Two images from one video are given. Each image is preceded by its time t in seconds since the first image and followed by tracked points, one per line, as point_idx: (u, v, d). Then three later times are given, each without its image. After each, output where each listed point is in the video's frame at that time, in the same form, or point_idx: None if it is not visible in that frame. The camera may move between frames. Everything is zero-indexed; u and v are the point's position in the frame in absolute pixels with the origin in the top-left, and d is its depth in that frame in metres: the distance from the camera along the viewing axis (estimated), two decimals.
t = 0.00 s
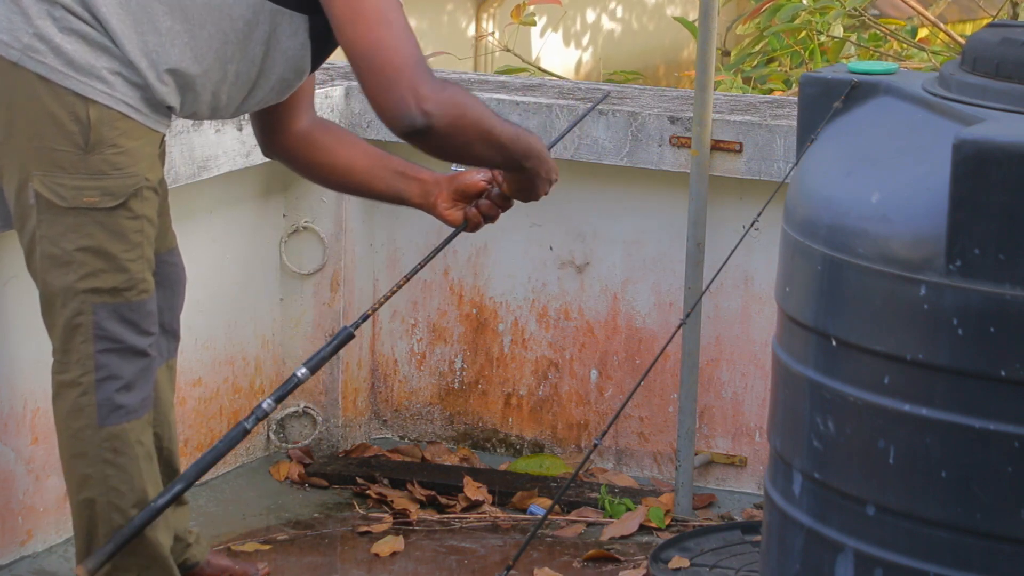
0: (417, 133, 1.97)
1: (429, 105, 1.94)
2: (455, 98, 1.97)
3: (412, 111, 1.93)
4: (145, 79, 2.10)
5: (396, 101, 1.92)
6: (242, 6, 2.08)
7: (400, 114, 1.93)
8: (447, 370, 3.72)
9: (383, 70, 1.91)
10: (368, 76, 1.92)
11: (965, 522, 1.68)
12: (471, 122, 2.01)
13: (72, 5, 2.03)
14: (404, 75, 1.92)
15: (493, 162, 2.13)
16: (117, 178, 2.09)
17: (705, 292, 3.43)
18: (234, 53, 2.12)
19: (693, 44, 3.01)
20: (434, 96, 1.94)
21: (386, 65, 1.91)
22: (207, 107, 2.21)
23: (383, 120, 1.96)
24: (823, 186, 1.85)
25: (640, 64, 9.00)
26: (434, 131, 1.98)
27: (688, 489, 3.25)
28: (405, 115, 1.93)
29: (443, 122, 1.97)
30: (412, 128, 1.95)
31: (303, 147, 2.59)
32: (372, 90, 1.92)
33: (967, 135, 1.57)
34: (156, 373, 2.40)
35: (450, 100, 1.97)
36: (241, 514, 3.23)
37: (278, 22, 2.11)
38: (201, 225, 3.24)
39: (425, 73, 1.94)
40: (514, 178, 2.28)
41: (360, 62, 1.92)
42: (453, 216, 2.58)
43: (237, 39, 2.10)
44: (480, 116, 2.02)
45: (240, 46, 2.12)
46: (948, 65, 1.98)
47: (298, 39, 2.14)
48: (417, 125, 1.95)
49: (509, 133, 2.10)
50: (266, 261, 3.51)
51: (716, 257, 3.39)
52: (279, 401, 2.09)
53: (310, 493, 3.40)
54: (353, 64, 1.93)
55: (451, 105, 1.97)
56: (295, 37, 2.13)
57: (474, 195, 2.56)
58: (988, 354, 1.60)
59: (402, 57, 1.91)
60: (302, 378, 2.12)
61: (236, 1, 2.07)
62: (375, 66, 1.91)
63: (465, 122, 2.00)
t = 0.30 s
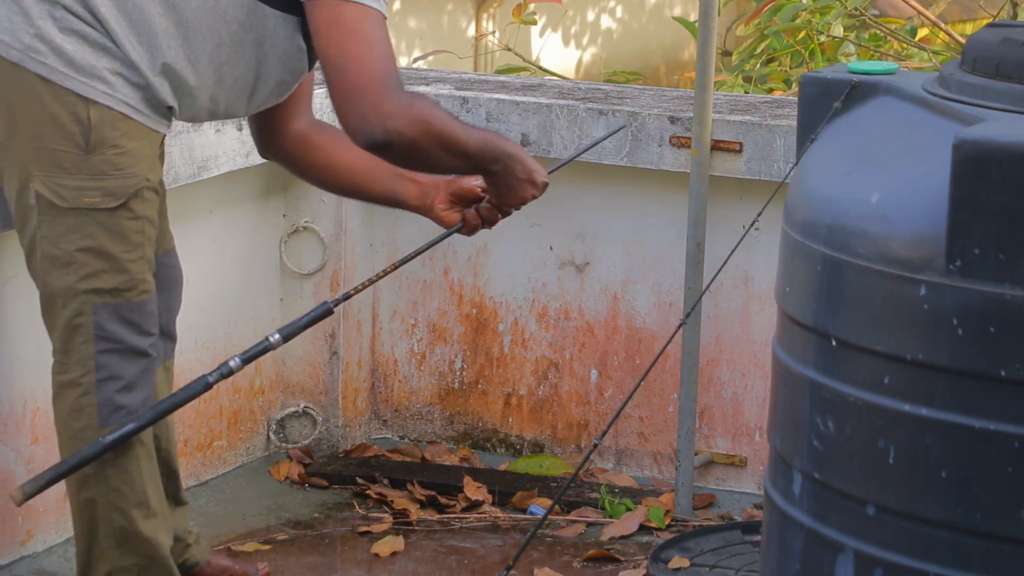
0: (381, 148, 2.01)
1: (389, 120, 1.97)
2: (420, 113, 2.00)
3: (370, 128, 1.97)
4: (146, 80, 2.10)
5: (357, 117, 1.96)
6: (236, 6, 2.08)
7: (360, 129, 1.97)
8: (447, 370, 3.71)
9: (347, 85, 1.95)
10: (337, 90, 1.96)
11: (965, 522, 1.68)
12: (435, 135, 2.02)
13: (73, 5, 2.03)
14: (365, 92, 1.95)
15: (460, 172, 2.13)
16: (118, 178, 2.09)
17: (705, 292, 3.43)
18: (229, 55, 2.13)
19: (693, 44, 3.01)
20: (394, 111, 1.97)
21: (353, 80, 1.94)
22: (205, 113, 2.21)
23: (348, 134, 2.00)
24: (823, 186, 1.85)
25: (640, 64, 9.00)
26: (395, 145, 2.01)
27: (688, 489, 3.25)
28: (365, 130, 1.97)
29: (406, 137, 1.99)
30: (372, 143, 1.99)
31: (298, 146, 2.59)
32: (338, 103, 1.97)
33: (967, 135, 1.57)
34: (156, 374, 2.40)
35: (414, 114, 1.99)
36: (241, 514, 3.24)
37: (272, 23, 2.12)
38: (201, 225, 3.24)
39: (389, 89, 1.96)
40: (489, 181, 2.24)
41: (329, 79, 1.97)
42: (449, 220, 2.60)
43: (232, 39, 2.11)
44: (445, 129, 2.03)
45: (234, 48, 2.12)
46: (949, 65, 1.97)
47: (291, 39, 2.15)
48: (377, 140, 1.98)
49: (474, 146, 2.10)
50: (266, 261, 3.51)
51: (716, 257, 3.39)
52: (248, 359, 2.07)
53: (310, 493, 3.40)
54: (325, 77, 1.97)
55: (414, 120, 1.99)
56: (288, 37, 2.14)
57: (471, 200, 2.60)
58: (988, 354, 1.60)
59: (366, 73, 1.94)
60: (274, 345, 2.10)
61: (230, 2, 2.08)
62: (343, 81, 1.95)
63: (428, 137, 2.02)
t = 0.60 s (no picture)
0: (459, 112, 2.04)
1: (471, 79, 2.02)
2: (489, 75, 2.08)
3: (459, 85, 2.00)
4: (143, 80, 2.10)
5: (440, 76, 1.99)
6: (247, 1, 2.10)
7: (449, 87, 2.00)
8: (448, 370, 3.71)
9: (422, 48, 1.97)
10: (408, 58, 1.97)
11: (965, 522, 1.68)
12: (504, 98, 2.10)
13: (69, 6, 2.03)
14: (441, 52, 1.99)
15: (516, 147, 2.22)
16: (115, 179, 2.09)
17: (705, 292, 3.43)
18: (237, 49, 2.14)
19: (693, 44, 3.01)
20: (472, 69, 2.03)
21: (415, 48, 1.97)
22: (210, 100, 2.22)
23: (428, 102, 2.01)
24: (823, 186, 1.85)
25: (640, 64, 9.00)
26: (477, 109, 2.05)
27: (688, 489, 3.24)
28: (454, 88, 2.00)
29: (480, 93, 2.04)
30: (458, 104, 2.02)
31: (293, 146, 2.59)
32: (414, 70, 1.98)
33: (966, 135, 1.56)
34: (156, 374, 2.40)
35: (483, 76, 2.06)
36: (241, 514, 3.24)
37: (283, 16, 2.14)
38: (201, 225, 3.24)
39: (457, 50, 2.02)
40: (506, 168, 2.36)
41: (397, 50, 1.97)
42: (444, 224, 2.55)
43: (241, 34, 2.12)
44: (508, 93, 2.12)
45: (244, 42, 2.14)
46: (948, 65, 1.97)
47: (301, 31, 2.17)
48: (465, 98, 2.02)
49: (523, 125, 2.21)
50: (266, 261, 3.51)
51: (717, 257, 3.39)
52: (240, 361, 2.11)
53: (310, 493, 3.40)
54: (389, 49, 1.97)
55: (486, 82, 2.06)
56: (299, 30, 2.16)
57: (467, 204, 2.55)
58: (988, 354, 1.60)
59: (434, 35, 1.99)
60: (267, 345, 2.12)
61: None
62: (406, 52, 1.97)
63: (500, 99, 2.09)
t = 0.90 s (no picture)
0: (394, 144, 2.00)
1: (409, 115, 1.97)
2: (437, 111, 2.01)
3: (391, 120, 1.96)
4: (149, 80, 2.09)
5: (374, 109, 1.95)
6: (240, 7, 2.10)
7: (378, 122, 1.96)
8: (448, 370, 3.71)
9: (364, 77, 1.94)
10: (350, 83, 1.95)
11: (965, 522, 1.68)
12: (449, 133, 2.04)
13: (74, 6, 2.03)
14: (384, 85, 1.95)
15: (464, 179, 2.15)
16: (120, 179, 2.09)
17: (705, 292, 3.43)
18: (232, 55, 2.14)
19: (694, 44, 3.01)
20: (415, 104, 1.98)
21: (372, 74, 1.94)
22: (208, 107, 2.22)
23: (362, 129, 1.99)
24: (823, 187, 1.85)
25: (640, 64, 8.99)
26: (410, 143, 2.01)
27: (688, 489, 3.24)
28: (383, 123, 1.96)
29: (418, 134, 2.00)
30: (388, 137, 1.98)
31: (304, 144, 2.59)
32: (354, 96, 1.96)
33: (966, 135, 1.57)
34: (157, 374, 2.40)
35: (430, 111, 2.00)
36: (241, 514, 3.24)
37: (279, 25, 2.13)
38: (201, 225, 3.24)
39: (408, 83, 1.97)
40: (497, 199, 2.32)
41: (345, 71, 1.95)
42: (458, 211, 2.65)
43: (236, 40, 2.12)
44: (456, 128, 2.05)
45: (239, 48, 2.14)
46: (948, 65, 1.98)
47: (296, 40, 2.15)
48: (394, 133, 1.98)
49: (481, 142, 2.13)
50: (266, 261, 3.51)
51: (716, 257, 3.39)
52: (251, 334, 2.07)
53: (310, 493, 3.40)
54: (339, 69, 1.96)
55: (430, 116, 2.00)
56: (295, 38, 2.15)
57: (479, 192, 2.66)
58: (988, 354, 1.61)
59: (387, 65, 1.94)
60: (277, 323, 2.11)
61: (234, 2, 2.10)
62: (356, 74, 1.94)
63: (443, 135, 2.03)
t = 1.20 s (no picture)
0: (384, 163, 2.05)
1: (394, 137, 2.01)
2: (426, 128, 2.04)
3: (372, 145, 2.01)
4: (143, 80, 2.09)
5: (357, 135, 2.00)
6: (232, 12, 2.08)
7: (361, 146, 2.01)
8: (448, 370, 3.71)
9: (349, 105, 1.98)
10: (338, 110, 1.99)
11: (965, 522, 1.68)
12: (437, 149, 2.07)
13: (70, 6, 2.03)
14: (368, 111, 1.98)
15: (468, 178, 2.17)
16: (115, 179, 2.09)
17: (705, 292, 3.43)
18: (224, 60, 2.13)
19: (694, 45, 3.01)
20: (400, 126, 2.01)
21: (358, 99, 1.98)
22: (202, 116, 2.20)
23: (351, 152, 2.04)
24: (823, 187, 1.85)
25: (640, 63, 8.99)
26: (396, 161, 2.05)
27: (688, 489, 3.24)
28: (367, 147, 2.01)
29: (407, 153, 2.04)
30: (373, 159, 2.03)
31: (297, 146, 2.59)
32: (342, 122, 2.00)
33: (966, 135, 1.56)
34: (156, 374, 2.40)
35: (419, 129, 2.03)
36: (241, 514, 3.23)
37: (270, 31, 2.12)
38: (201, 226, 3.24)
39: (393, 106, 2.00)
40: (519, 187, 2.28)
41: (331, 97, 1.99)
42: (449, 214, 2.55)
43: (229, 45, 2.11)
44: (450, 139, 2.07)
45: (232, 54, 2.12)
46: (948, 65, 1.97)
47: (287, 46, 2.14)
48: (378, 156, 2.03)
49: (483, 140, 2.14)
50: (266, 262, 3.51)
51: (717, 257, 3.39)
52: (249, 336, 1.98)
53: (310, 493, 3.40)
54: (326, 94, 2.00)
55: (417, 134, 2.03)
56: (285, 45, 2.14)
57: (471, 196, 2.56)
58: (988, 354, 1.61)
59: (372, 90, 1.98)
60: (275, 324, 2.02)
61: (225, 8, 2.08)
62: (342, 101, 1.98)
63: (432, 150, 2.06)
